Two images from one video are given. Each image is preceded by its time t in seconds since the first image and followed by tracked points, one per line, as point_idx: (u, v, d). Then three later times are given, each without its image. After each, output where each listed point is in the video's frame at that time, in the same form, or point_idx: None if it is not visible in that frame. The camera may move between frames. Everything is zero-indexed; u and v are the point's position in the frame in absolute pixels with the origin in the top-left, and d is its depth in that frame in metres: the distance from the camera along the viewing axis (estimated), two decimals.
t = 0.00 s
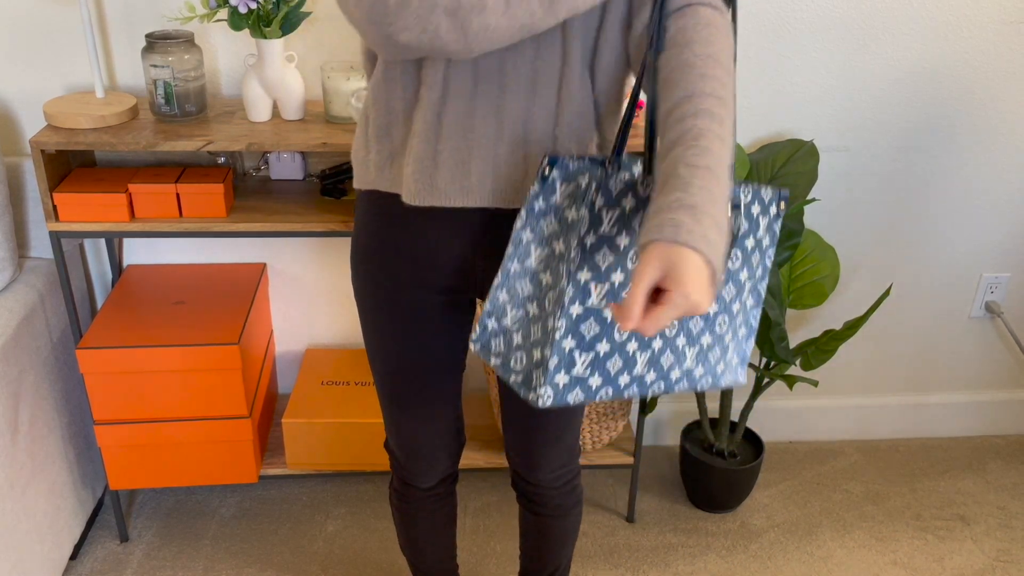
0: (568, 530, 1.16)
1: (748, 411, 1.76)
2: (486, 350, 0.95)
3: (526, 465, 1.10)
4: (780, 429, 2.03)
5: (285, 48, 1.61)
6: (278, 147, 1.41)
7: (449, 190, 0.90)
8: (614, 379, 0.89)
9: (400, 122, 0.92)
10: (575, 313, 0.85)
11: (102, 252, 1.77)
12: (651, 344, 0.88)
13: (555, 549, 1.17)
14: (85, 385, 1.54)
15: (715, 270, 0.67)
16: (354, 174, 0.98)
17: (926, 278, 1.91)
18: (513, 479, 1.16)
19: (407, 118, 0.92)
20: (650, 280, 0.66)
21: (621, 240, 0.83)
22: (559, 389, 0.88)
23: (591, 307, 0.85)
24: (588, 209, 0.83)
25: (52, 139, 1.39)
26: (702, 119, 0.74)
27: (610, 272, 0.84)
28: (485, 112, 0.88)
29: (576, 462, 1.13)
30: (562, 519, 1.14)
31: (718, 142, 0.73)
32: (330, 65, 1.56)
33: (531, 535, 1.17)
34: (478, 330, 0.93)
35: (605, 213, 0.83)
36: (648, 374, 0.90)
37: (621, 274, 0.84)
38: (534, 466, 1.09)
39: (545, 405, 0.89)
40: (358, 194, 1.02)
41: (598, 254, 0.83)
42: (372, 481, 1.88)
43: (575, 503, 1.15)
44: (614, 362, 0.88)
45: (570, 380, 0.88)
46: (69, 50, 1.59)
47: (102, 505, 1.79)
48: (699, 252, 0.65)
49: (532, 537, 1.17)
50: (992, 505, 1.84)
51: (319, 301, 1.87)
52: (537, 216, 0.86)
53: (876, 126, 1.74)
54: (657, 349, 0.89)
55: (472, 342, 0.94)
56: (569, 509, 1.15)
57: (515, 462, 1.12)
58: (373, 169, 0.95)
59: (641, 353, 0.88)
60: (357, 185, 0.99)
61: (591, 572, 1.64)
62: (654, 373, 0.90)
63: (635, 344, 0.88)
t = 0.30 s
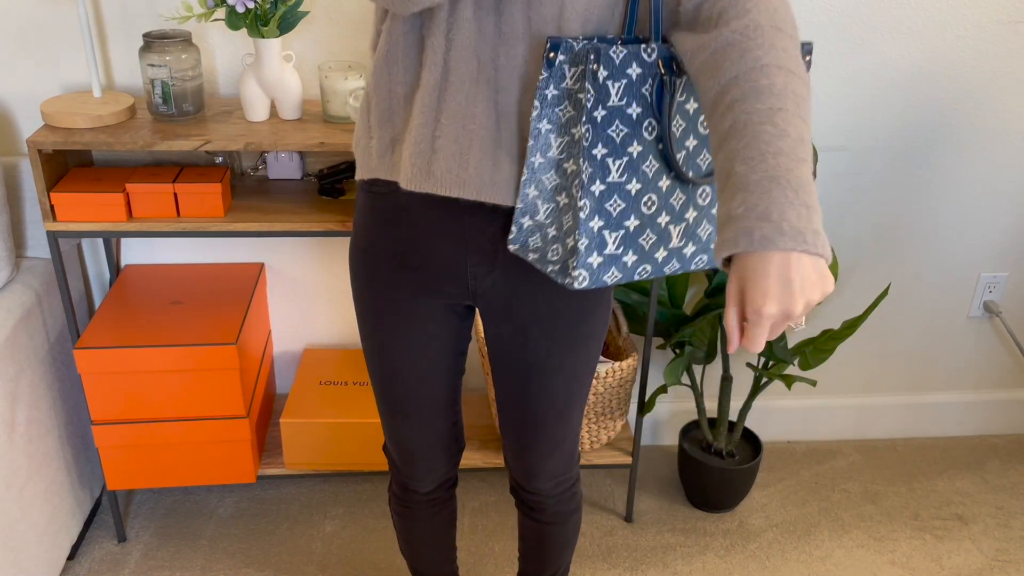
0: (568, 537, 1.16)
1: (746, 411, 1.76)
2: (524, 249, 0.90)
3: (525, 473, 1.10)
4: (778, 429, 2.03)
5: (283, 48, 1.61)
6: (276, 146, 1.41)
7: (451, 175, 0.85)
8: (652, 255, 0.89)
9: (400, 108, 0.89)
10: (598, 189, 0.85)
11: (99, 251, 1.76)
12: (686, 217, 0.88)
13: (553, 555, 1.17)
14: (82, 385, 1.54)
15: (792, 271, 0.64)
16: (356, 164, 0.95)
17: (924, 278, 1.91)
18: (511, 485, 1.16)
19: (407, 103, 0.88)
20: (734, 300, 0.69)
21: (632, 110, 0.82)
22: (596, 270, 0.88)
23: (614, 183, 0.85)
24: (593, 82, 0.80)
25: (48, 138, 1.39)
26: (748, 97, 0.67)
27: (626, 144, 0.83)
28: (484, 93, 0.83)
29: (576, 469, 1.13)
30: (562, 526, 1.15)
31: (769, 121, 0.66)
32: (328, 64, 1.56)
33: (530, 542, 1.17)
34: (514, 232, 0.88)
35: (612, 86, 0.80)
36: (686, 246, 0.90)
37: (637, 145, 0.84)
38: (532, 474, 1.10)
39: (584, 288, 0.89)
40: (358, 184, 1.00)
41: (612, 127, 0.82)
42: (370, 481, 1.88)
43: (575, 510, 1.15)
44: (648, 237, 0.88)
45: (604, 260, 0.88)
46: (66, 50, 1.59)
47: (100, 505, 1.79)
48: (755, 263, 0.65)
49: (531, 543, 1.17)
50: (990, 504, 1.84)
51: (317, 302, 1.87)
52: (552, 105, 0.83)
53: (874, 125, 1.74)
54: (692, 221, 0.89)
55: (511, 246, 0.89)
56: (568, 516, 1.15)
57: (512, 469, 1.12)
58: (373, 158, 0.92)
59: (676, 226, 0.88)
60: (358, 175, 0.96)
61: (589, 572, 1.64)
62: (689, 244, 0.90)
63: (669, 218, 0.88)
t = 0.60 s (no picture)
0: (565, 541, 1.16)
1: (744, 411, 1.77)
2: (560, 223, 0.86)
3: (521, 478, 1.10)
4: (777, 429, 2.04)
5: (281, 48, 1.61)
6: (274, 147, 1.41)
7: (451, 168, 0.86)
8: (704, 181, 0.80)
9: (398, 103, 0.89)
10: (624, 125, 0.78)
11: (98, 252, 1.76)
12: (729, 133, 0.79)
13: (550, 560, 1.17)
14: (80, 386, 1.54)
15: (588, 223, 0.64)
16: (356, 159, 0.96)
17: (923, 278, 1.91)
18: (508, 489, 1.16)
19: (405, 100, 0.89)
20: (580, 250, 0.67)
21: (638, 42, 0.78)
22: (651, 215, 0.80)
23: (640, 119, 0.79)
24: (593, 28, 0.78)
25: (46, 139, 1.39)
26: (676, 70, 0.68)
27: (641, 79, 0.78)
28: (478, 85, 0.83)
29: (572, 474, 1.13)
30: (559, 532, 1.14)
31: (664, 92, 0.66)
32: (326, 64, 1.56)
33: (527, 546, 1.17)
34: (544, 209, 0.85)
35: (612, 21, 0.77)
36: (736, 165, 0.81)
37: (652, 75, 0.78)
38: (528, 481, 1.10)
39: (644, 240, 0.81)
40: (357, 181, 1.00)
41: (622, 64, 0.78)
42: (369, 482, 1.88)
43: (572, 513, 1.15)
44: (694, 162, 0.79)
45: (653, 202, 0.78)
46: (64, 51, 1.59)
47: (98, 505, 1.79)
48: (583, 193, 0.65)
49: (528, 548, 1.17)
50: (989, 505, 1.84)
51: (315, 302, 1.87)
52: (553, 68, 0.81)
53: (872, 125, 1.74)
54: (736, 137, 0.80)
55: (545, 224, 0.86)
56: (565, 521, 1.14)
57: (509, 474, 1.12)
58: (372, 155, 0.93)
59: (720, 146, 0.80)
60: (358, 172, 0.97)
61: (588, 572, 1.64)
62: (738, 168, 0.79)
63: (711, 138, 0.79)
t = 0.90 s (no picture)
0: (562, 545, 1.16)
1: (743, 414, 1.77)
2: (604, 268, 0.87)
3: (516, 483, 1.10)
4: (775, 431, 2.04)
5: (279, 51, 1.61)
6: (272, 149, 1.41)
7: (433, 187, 0.87)
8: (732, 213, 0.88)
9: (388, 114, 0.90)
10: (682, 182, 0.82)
11: (96, 254, 1.76)
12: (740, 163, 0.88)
13: (546, 563, 1.17)
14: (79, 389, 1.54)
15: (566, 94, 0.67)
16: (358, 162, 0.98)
17: (921, 281, 1.91)
18: (505, 492, 1.16)
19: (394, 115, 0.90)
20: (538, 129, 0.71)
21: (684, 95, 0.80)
22: (703, 254, 0.86)
23: (693, 169, 0.82)
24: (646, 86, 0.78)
25: (45, 141, 1.39)
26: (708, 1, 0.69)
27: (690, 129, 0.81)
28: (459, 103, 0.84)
29: (570, 479, 1.13)
30: (554, 536, 1.14)
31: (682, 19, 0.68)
32: (325, 67, 1.56)
33: (523, 548, 1.17)
34: (583, 256, 0.86)
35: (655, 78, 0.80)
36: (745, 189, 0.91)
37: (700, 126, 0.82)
38: (523, 485, 1.09)
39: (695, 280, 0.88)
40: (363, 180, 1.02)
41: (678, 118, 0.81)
42: (367, 484, 1.88)
43: (570, 517, 1.15)
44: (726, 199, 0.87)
45: (705, 243, 0.85)
46: (63, 53, 1.59)
47: (96, 508, 1.78)
48: (578, 60, 0.69)
49: (525, 550, 1.17)
50: (987, 507, 1.84)
51: (314, 304, 1.87)
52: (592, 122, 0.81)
53: (870, 127, 1.74)
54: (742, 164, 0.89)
55: (583, 271, 0.87)
56: (561, 526, 1.14)
57: (505, 477, 1.12)
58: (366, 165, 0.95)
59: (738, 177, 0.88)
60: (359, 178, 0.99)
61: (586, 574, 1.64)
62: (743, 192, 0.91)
63: (732, 173, 0.87)
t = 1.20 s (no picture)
0: (563, 552, 1.15)
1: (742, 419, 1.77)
2: (564, 283, 0.88)
3: (520, 486, 1.10)
4: (775, 437, 2.04)
5: (279, 56, 1.62)
6: (272, 154, 1.41)
7: (429, 199, 0.90)
8: (689, 247, 0.86)
9: (402, 130, 0.93)
10: (618, 217, 0.82)
11: (95, 259, 1.76)
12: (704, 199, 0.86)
13: (547, 568, 1.16)
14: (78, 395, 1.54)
15: None
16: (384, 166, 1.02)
17: (920, 286, 1.92)
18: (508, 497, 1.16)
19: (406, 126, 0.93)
20: None
21: (619, 131, 0.80)
22: (643, 286, 0.85)
23: (630, 205, 0.82)
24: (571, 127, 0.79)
25: (44, 146, 1.39)
26: None
27: (625, 166, 0.81)
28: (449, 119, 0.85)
29: (573, 486, 1.12)
30: (557, 541, 1.14)
31: None
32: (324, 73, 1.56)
33: (525, 553, 1.16)
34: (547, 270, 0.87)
35: (589, 119, 0.79)
36: (716, 221, 0.88)
37: (636, 161, 0.81)
38: (526, 488, 1.09)
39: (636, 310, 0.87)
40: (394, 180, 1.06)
41: (608, 155, 0.80)
42: (366, 489, 1.88)
43: (572, 525, 1.14)
44: (678, 235, 0.85)
45: (649, 276, 0.85)
46: (63, 59, 1.59)
47: (94, 513, 1.78)
48: None
49: (527, 555, 1.16)
50: (986, 512, 1.84)
51: (313, 309, 1.87)
52: (541, 149, 0.82)
53: (868, 133, 1.75)
54: (711, 200, 0.87)
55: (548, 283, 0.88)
56: (564, 531, 1.14)
57: (508, 481, 1.12)
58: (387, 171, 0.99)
59: (699, 213, 0.86)
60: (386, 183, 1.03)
61: None
62: (721, 219, 0.89)
63: (689, 210, 0.85)
